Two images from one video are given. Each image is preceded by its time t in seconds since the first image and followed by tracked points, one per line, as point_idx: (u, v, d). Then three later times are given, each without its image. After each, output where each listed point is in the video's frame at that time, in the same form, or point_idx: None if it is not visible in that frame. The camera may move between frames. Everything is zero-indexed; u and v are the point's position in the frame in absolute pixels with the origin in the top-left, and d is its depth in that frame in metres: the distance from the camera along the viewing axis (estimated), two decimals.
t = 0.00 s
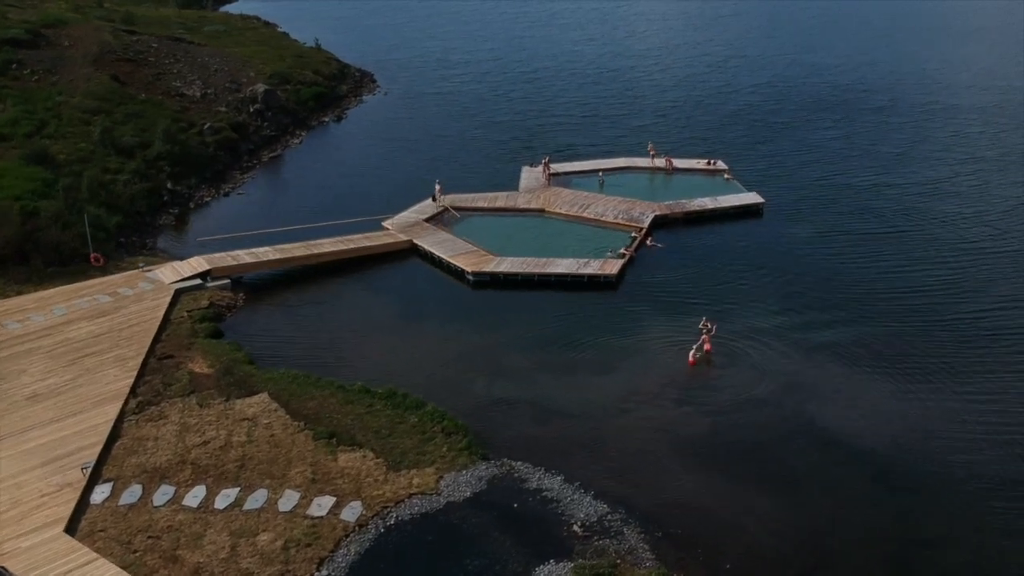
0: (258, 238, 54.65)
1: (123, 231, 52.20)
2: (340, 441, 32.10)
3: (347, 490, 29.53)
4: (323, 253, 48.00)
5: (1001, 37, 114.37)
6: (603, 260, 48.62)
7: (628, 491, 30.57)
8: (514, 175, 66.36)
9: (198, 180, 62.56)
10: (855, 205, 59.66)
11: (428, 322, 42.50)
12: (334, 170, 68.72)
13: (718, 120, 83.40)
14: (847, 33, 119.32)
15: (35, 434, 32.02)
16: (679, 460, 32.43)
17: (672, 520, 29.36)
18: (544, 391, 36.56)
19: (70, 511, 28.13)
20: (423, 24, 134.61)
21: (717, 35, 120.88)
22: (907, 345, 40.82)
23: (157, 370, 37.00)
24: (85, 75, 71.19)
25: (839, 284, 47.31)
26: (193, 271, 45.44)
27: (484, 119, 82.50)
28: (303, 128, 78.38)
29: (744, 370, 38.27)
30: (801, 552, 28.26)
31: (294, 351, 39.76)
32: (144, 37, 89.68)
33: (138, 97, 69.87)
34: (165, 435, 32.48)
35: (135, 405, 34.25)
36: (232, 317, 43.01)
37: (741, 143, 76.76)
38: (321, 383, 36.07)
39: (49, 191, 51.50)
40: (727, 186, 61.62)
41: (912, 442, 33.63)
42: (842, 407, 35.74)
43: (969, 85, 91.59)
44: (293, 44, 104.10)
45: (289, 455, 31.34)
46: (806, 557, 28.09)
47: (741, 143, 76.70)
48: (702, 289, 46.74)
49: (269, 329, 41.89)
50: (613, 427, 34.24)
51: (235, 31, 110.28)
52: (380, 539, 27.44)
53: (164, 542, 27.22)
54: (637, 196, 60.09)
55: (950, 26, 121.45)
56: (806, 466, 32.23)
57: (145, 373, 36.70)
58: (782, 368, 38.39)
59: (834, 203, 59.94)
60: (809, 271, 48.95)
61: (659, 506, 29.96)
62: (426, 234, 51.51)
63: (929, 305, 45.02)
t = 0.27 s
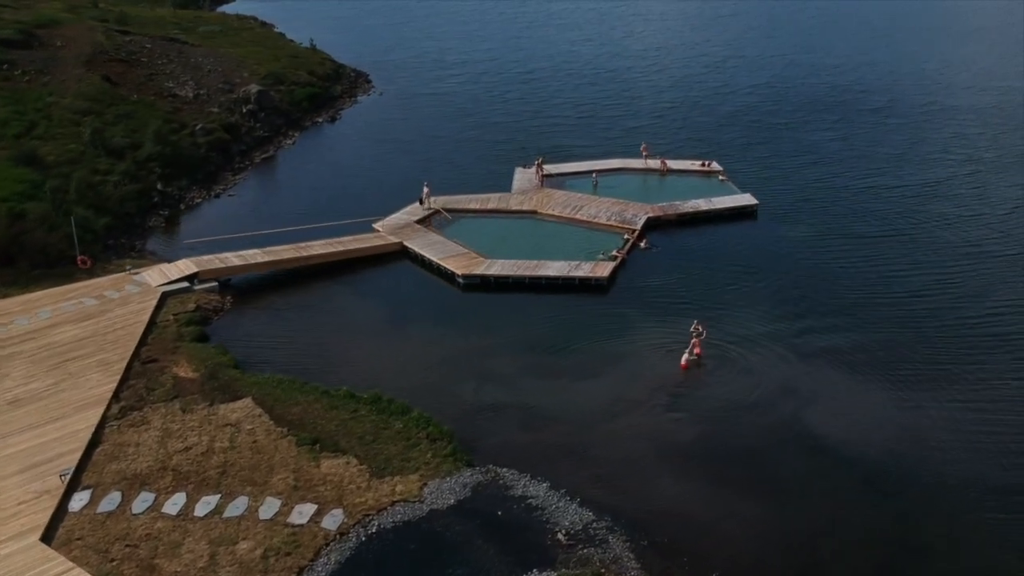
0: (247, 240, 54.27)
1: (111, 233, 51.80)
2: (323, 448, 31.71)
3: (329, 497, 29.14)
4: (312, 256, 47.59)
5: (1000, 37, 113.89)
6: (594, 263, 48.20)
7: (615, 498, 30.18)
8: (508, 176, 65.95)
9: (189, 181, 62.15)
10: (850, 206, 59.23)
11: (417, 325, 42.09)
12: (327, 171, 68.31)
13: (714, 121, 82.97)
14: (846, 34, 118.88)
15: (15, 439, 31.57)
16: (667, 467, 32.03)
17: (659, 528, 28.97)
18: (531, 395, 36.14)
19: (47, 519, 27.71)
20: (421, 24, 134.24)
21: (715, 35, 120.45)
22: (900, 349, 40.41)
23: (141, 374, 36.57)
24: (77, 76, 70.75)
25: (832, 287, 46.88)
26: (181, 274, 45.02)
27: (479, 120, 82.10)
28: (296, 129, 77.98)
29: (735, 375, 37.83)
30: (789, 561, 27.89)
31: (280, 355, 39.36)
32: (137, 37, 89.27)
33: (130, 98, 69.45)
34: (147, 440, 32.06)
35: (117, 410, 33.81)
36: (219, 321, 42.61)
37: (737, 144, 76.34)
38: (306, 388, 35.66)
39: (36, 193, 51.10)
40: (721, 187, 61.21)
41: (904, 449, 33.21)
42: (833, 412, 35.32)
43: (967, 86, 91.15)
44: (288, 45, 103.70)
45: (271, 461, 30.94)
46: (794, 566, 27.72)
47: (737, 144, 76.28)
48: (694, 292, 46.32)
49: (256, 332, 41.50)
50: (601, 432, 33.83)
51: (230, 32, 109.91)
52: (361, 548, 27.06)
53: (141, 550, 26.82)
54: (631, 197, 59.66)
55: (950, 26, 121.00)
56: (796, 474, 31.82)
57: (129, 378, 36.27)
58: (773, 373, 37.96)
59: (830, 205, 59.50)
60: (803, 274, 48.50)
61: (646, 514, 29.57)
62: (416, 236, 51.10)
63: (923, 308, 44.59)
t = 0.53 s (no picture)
0: (236, 242, 53.88)
1: (99, 235, 51.40)
2: (305, 454, 31.29)
3: (311, 505, 28.73)
4: (300, 258, 47.17)
5: (1001, 37, 113.28)
6: (585, 265, 47.76)
7: (601, 506, 29.77)
8: (501, 177, 65.50)
9: (180, 182, 61.73)
10: (845, 207, 58.74)
11: (405, 328, 41.66)
12: (319, 172, 67.88)
13: (711, 122, 82.50)
14: (845, 34, 118.34)
15: None
16: (655, 473, 31.62)
17: (645, 536, 28.57)
18: (519, 399, 35.70)
19: (23, 527, 27.30)
20: (418, 24, 133.80)
21: (713, 35, 119.96)
22: (894, 352, 39.96)
23: (124, 379, 36.16)
24: (68, 76, 70.29)
25: (826, 288, 46.40)
26: (168, 276, 44.60)
27: (473, 121, 81.68)
28: (289, 129, 77.55)
29: (726, 379, 37.38)
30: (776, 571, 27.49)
31: (266, 359, 38.96)
32: (131, 37, 88.83)
33: (121, 99, 69.02)
34: (127, 446, 31.64)
35: (98, 416, 33.39)
36: (205, 324, 42.20)
37: (732, 145, 75.91)
38: (291, 393, 35.25)
39: (24, 194, 50.72)
40: (715, 189, 60.76)
41: (896, 455, 32.76)
42: (824, 417, 34.89)
43: (966, 87, 90.63)
44: (284, 45, 103.26)
45: (253, 468, 30.52)
46: None
47: (733, 145, 75.81)
48: (686, 294, 45.88)
49: (242, 336, 41.09)
50: (589, 437, 33.35)
51: (226, 32, 109.49)
52: (341, 557, 26.67)
53: (119, 559, 26.41)
54: (624, 199, 59.20)
55: (949, 26, 120.42)
56: (786, 481, 31.39)
57: (112, 382, 35.85)
58: (764, 377, 37.51)
59: (825, 206, 58.99)
60: (796, 275, 48.02)
61: (632, 521, 29.17)
62: (407, 238, 50.64)
63: (917, 310, 44.11)
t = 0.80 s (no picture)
0: (225, 245, 53.43)
1: (87, 238, 51.01)
2: (288, 461, 30.86)
3: (291, 514, 28.30)
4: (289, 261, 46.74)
5: (1001, 38, 112.63)
6: (577, 268, 47.29)
7: (587, 513, 29.35)
8: (494, 179, 65.05)
9: (170, 184, 61.32)
10: (841, 209, 58.26)
11: (392, 333, 41.20)
12: (311, 174, 67.45)
13: (707, 123, 82.02)
14: (845, 34, 117.71)
15: None
16: (642, 480, 31.18)
17: (630, 544, 28.15)
18: (506, 404, 35.27)
19: None
20: (415, 24, 133.34)
21: (712, 35, 119.44)
22: (886, 356, 39.51)
23: (106, 384, 35.69)
24: (59, 77, 69.86)
25: (820, 292, 45.95)
26: (154, 279, 44.17)
27: (468, 122, 81.24)
28: (283, 131, 77.11)
29: (716, 384, 36.92)
30: None
31: (252, 364, 38.51)
32: (124, 38, 88.36)
33: (112, 100, 68.59)
34: (107, 453, 31.18)
35: (79, 422, 32.93)
36: (191, 328, 41.76)
37: (729, 146, 75.44)
38: (275, 398, 34.80)
39: (10, 197, 50.42)
40: (710, 190, 60.28)
41: (887, 463, 32.31)
42: (815, 423, 34.46)
43: (965, 88, 90.06)
44: (279, 46, 102.79)
45: (234, 475, 30.08)
46: None
47: (729, 147, 75.33)
48: (678, 298, 45.41)
49: (228, 340, 40.64)
50: (576, 444, 32.92)
51: (220, 32, 109.03)
52: (321, 567, 26.25)
53: (94, 569, 25.97)
54: (618, 201, 58.70)
55: (950, 26, 119.75)
56: (775, 489, 30.97)
57: (94, 387, 35.38)
58: (755, 382, 37.05)
59: (821, 208, 58.47)
60: (790, 279, 47.54)
61: (618, 530, 28.75)
62: (397, 241, 50.20)
63: (912, 313, 43.64)
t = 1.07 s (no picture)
0: (214, 247, 53.00)
1: (74, 240, 50.68)
2: (270, 469, 30.44)
3: (272, 523, 27.90)
4: (277, 264, 46.30)
5: (1002, 39, 112.01)
6: (568, 271, 46.81)
7: (572, 522, 28.93)
8: (488, 181, 64.59)
9: (160, 186, 60.91)
10: (837, 210, 57.75)
11: (380, 336, 40.76)
12: (303, 175, 67.01)
13: (704, 124, 81.55)
14: (844, 35, 117.13)
15: None
16: (629, 487, 30.73)
17: (616, 554, 27.72)
18: (493, 410, 34.84)
19: None
20: (413, 25, 132.92)
21: (710, 36, 118.94)
22: (879, 361, 39.04)
23: (89, 389, 35.24)
24: (50, 78, 69.47)
25: (813, 295, 45.46)
26: (140, 283, 43.75)
27: (463, 123, 80.76)
28: (276, 131, 76.68)
29: (706, 389, 36.44)
30: None
31: (237, 369, 38.09)
32: (117, 38, 87.86)
33: (103, 101, 68.18)
34: (87, 461, 30.75)
35: (59, 428, 32.49)
36: (177, 333, 41.34)
37: (725, 148, 74.95)
38: (259, 404, 34.38)
39: None
40: (704, 192, 59.80)
41: (878, 470, 31.83)
42: (806, 429, 33.99)
43: (964, 89, 89.51)
44: (274, 46, 102.38)
45: (215, 483, 29.66)
46: None
47: (725, 148, 74.85)
48: (670, 301, 44.93)
49: (213, 345, 40.20)
50: (563, 450, 32.46)
51: (215, 33, 108.68)
52: None
53: None
54: (611, 203, 58.24)
55: (950, 27, 119.11)
56: (764, 496, 30.53)
57: (76, 393, 34.93)
58: (745, 387, 36.59)
59: (817, 209, 57.93)
60: (784, 282, 47.03)
61: (603, 539, 28.33)
62: (387, 243, 49.73)
63: (906, 317, 43.15)
